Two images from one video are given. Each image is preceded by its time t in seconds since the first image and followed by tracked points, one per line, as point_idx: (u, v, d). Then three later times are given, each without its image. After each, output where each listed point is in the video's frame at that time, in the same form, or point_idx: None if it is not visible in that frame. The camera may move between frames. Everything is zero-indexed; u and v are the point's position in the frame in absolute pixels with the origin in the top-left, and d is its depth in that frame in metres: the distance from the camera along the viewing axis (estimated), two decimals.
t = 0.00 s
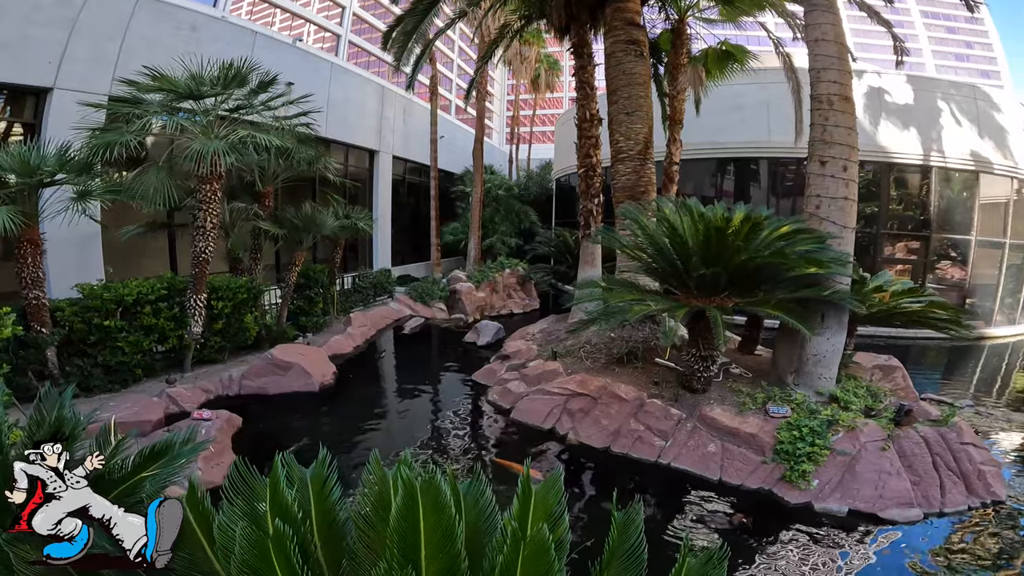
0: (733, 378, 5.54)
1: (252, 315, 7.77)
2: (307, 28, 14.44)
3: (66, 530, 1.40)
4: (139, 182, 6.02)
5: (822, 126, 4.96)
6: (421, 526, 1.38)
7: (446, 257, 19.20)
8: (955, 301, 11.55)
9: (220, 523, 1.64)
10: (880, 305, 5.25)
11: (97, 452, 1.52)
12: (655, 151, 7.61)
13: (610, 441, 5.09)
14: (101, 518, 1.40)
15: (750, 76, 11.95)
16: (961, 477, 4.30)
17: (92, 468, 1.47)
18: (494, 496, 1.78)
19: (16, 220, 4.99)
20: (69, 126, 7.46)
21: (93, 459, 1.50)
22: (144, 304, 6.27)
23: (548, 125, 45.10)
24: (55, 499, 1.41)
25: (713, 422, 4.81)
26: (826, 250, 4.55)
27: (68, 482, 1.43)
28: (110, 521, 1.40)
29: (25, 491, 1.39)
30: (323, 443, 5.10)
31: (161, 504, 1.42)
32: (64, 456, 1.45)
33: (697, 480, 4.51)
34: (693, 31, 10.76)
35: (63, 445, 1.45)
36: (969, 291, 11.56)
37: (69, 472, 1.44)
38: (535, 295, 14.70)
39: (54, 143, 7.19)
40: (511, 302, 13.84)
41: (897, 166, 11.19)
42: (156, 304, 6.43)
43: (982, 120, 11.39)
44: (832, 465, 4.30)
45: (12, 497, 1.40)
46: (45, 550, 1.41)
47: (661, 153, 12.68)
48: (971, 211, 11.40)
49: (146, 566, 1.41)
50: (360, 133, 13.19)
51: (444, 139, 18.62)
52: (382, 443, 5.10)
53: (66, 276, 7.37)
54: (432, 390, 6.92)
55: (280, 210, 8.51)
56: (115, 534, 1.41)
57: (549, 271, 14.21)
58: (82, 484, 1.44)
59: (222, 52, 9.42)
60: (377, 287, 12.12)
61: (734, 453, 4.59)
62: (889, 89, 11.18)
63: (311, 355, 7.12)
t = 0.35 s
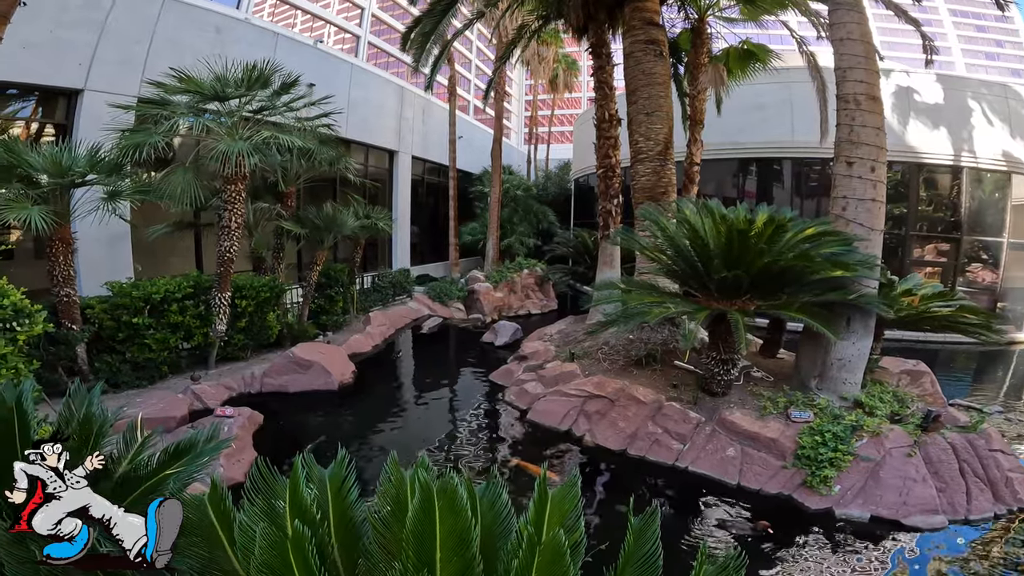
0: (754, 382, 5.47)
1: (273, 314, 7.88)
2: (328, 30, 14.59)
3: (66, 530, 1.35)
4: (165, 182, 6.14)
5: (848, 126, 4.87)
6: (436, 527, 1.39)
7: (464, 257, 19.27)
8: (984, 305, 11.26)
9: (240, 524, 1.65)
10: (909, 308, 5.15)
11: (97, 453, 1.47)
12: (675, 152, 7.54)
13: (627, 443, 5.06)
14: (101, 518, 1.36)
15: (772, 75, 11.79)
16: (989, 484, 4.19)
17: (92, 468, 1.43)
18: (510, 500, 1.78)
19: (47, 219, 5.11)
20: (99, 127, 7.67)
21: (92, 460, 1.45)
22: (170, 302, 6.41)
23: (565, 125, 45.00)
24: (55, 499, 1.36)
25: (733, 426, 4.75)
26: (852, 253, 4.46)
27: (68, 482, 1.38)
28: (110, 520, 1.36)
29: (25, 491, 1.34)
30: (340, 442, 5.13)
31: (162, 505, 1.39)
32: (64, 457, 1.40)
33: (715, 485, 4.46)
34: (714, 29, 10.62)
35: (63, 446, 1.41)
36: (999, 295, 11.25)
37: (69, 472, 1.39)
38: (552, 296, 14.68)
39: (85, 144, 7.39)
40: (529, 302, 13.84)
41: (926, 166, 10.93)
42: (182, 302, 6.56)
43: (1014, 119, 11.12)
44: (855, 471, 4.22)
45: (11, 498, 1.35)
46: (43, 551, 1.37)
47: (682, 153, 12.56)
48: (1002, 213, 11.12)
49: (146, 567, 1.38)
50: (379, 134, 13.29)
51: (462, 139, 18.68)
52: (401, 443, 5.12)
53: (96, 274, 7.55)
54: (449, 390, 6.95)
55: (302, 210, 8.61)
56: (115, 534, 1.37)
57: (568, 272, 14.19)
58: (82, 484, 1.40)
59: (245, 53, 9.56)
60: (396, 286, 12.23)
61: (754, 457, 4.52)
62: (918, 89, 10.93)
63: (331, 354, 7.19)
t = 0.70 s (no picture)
0: (763, 383, 5.45)
1: (282, 314, 7.92)
2: (335, 31, 14.66)
3: (66, 530, 1.35)
4: (177, 183, 6.19)
5: (859, 127, 4.85)
6: (461, 523, 1.41)
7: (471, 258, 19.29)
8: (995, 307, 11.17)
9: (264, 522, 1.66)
10: (921, 310, 5.13)
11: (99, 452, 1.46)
12: (684, 152, 7.53)
13: (636, 444, 5.05)
14: (101, 517, 1.35)
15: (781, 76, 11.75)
16: (1000, 485, 4.17)
17: (92, 468, 1.42)
18: (528, 499, 1.79)
19: (61, 218, 5.16)
20: (111, 127, 7.74)
21: (93, 460, 1.43)
22: (182, 302, 6.47)
23: (571, 125, 44.97)
24: (55, 499, 1.36)
25: (743, 426, 4.74)
26: (864, 254, 4.45)
27: (68, 482, 1.38)
28: (110, 521, 1.34)
29: (26, 490, 1.34)
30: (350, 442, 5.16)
31: (162, 504, 1.36)
32: (65, 456, 1.41)
33: (724, 485, 4.45)
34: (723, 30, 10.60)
35: (64, 445, 1.41)
36: (1010, 297, 11.16)
37: (69, 472, 1.39)
38: (559, 296, 14.68)
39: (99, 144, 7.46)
40: (535, 303, 13.84)
41: (936, 167, 10.86)
42: (192, 302, 6.62)
43: None
44: (866, 472, 4.21)
45: (12, 497, 1.35)
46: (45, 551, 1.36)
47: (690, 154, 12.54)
48: (1013, 214, 11.03)
49: (146, 567, 1.34)
50: (387, 135, 13.33)
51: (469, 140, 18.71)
52: (409, 443, 5.13)
53: (108, 274, 7.62)
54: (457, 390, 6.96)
55: (311, 211, 8.65)
56: (115, 534, 1.35)
57: (575, 272, 14.19)
58: (82, 484, 1.39)
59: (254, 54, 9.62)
60: (403, 286, 12.30)
61: (764, 458, 4.51)
62: (928, 89, 10.87)
63: (340, 353, 7.23)
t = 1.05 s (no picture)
0: (768, 382, 5.47)
1: (286, 314, 7.94)
2: (337, 31, 14.67)
3: (66, 530, 1.26)
4: (184, 182, 6.21)
5: (864, 127, 4.87)
6: (495, 518, 1.42)
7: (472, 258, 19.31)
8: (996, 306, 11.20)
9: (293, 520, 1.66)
10: (925, 309, 5.16)
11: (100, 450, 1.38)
12: (687, 152, 7.56)
13: (641, 443, 5.07)
14: (101, 518, 1.27)
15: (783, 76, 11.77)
16: (1005, 482, 4.18)
17: (93, 466, 1.34)
18: (552, 496, 1.81)
19: (67, 217, 5.17)
20: (115, 127, 7.75)
21: (93, 459, 1.35)
22: (186, 301, 6.49)
23: (572, 126, 44.99)
24: (55, 499, 1.27)
25: (749, 425, 4.76)
26: (869, 253, 4.47)
27: (68, 482, 1.29)
28: (110, 521, 1.27)
29: (25, 490, 1.25)
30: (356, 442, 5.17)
31: (162, 504, 1.28)
32: (65, 455, 1.31)
33: (730, 483, 4.47)
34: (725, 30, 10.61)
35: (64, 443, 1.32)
36: (1011, 297, 11.18)
37: (69, 471, 1.31)
38: (561, 296, 14.69)
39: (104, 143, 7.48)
40: (537, 303, 13.86)
41: (937, 167, 10.88)
42: (197, 302, 6.64)
43: None
44: (872, 470, 4.22)
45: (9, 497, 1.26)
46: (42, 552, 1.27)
47: (692, 153, 12.56)
48: (1014, 214, 11.06)
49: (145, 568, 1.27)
50: (389, 135, 13.35)
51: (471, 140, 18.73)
52: (415, 441, 5.15)
53: (113, 273, 7.63)
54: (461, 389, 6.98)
55: (314, 211, 8.66)
56: (115, 535, 1.28)
57: (576, 272, 14.21)
58: (83, 483, 1.30)
59: (257, 54, 9.62)
60: (405, 286, 12.37)
61: (770, 456, 4.53)
62: (929, 89, 10.89)
63: (344, 353, 7.25)
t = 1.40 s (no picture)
0: (766, 379, 5.53)
1: (285, 314, 7.96)
2: (333, 31, 14.68)
3: (66, 530, 1.35)
4: (184, 182, 6.22)
5: (858, 128, 4.94)
6: (518, 506, 1.47)
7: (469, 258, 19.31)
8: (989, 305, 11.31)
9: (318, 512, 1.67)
10: (920, 306, 5.22)
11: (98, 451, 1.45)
12: (684, 152, 7.62)
13: (641, 440, 5.12)
14: (101, 517, 1.36)
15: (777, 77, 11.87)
16: (1000, 477, 4.25)
17: (92, 467, 1.42)
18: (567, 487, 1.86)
19: (67, 218, 5.17)
20: (113, 127, 7.75)
21: (93, 459, 1.43)
22: (185, 301, 6.50)
23: (567, 126, 45.03)
24: (55, 499, 1.35)
25: (747, 421, 4.83)
26: (864, 252, 4.54)
27: (68, 482, 1.37)
28: (110, 521, 1.36)
29: (26, 490, 1.34)
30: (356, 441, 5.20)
31: (161, 504, 1.35)
32: (65, 456, 1.39)
33: (729, 479, 4.52)
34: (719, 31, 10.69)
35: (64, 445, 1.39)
36: (1003, 295, 11.30)
37: (69, 472, 1.39)
38: (558, 296, 14.73)
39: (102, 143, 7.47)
40: (534, 302, 13.90)
41: (929, 166, 10.99)
42: (196, 302, 6.66)
43: (1017, 120, 11.19)
44: (869, 465, 4.29)
45: (12, 497, 1.35)
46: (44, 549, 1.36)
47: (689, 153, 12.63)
48: (1006, 213, 11.18)
49: (146, 566, 1.35)
50: (386, 135, 13.37)
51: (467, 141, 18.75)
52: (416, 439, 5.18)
53: (110, 274, 7.62)
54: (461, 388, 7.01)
55: (312, 211, 8.68)
56: (115, 534, 1.37)
57: (573, 272, 14.26)
58: (83, 483, 1.39)
59: (254, 55, 9.63)
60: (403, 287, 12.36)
61: (768, 452, 4.59)
62: (921, 90, 11.01)
63: (343, 352, 7.27)
